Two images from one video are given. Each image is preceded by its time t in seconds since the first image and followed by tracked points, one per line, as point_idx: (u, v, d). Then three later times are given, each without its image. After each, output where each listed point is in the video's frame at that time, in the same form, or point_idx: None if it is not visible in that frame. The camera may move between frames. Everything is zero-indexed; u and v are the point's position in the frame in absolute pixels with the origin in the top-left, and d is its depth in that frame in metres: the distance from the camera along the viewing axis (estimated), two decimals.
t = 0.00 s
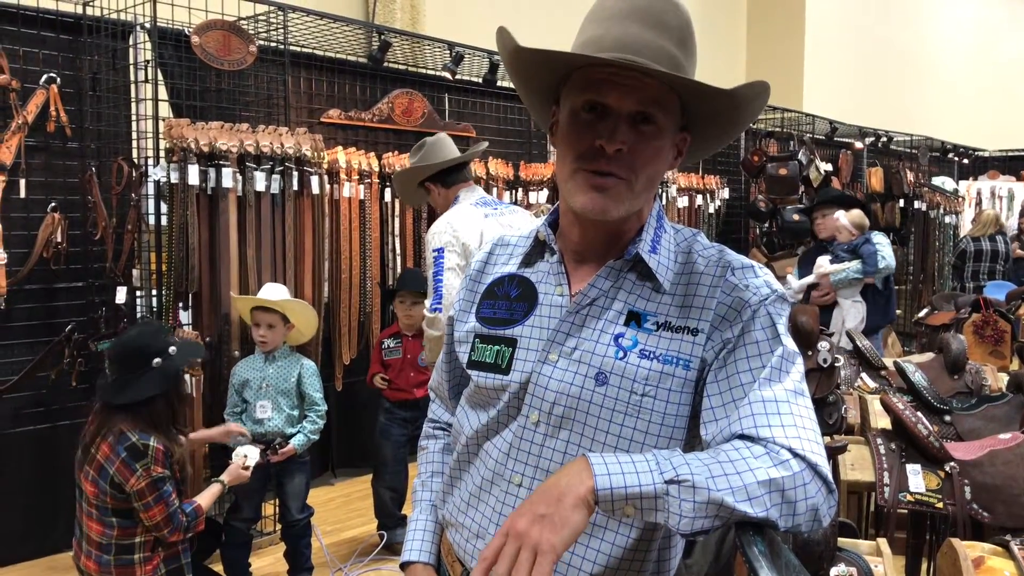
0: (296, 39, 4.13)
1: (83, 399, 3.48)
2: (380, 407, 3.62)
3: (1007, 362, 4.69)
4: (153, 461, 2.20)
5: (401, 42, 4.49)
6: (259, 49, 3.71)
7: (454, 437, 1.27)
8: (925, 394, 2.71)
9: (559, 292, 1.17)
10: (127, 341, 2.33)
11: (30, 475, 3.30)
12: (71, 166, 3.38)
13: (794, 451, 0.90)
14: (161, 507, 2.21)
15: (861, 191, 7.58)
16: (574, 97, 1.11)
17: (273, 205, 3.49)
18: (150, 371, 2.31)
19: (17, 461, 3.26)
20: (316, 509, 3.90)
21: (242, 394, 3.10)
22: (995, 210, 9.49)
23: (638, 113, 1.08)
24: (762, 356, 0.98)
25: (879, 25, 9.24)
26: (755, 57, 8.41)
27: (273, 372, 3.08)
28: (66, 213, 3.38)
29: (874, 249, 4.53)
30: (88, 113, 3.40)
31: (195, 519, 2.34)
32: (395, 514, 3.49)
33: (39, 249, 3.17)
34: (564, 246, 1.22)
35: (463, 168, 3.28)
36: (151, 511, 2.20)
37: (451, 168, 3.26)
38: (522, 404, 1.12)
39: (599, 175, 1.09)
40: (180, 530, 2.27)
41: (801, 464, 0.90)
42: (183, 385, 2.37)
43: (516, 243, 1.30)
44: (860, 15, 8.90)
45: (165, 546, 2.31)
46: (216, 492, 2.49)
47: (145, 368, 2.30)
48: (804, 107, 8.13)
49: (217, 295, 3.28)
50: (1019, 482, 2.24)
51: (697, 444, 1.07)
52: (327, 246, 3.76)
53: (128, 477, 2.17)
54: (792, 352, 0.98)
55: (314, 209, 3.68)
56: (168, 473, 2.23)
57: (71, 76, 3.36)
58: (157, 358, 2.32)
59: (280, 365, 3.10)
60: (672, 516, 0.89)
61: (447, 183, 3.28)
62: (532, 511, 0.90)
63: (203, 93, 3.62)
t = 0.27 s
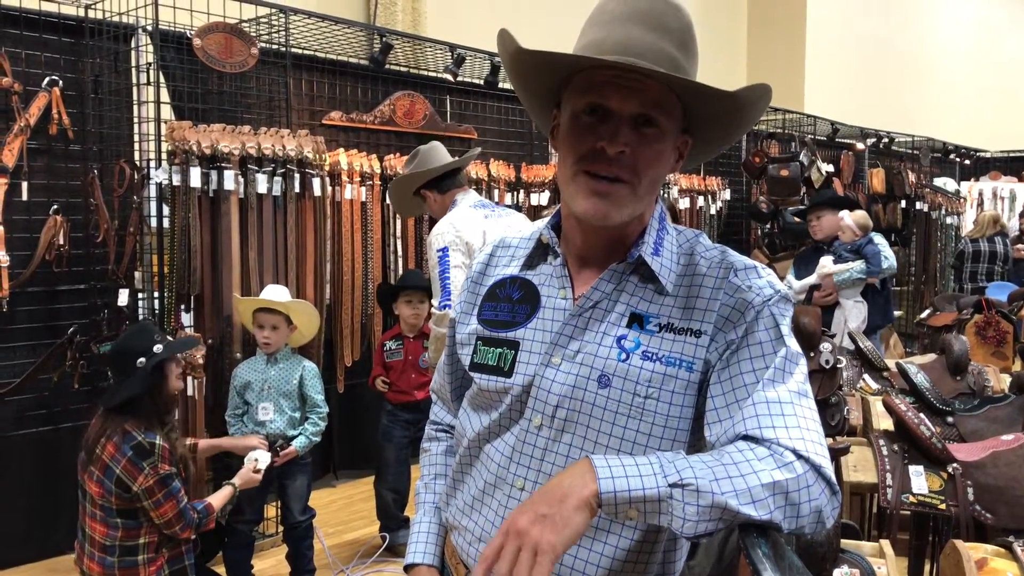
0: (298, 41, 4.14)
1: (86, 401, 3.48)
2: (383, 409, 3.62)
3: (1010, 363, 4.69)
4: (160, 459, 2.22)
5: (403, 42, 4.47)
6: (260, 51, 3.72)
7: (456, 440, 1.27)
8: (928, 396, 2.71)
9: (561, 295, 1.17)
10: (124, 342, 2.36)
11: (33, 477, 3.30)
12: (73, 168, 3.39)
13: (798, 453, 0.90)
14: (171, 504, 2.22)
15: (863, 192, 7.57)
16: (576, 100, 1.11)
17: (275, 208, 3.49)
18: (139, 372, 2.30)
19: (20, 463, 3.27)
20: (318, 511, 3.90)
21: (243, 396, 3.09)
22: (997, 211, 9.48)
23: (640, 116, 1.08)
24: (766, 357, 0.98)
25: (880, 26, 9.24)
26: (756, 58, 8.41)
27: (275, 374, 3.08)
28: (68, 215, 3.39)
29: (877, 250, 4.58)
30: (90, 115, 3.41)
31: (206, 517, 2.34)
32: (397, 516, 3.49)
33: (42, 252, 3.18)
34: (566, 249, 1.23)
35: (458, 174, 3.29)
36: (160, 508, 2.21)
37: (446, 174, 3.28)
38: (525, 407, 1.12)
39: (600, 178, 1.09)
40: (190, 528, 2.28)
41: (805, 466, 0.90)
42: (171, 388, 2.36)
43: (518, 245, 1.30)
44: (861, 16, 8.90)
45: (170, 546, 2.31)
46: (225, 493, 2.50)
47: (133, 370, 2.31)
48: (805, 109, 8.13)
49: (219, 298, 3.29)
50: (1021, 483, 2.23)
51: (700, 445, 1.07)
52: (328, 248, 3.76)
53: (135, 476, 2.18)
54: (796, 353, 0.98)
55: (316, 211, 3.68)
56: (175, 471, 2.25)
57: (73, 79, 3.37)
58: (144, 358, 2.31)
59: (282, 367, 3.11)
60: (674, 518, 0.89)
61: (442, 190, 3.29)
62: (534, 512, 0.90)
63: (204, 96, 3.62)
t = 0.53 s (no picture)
0: (299, 41, 4.14)
1: (87, 402, 3.48)
2: (384, 410, 3.61)
3: (1012, 364, 4.68)
4: (163, 459, 2.22)
5: (404, 43, 4.45)
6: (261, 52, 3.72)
7: (457, 441, 1.27)
8: (931, 397, 2.71)
9: (562, 296, 1.16)
10: (127, 342, 2.35)
11: (34, 478, 3.30)
12: (75, 169, 3.39)
13: (801, 453, 0.90)
14: (172, 504, 2.22)
15: (864, 192, 7.56)
16: (576, 100, 1.11)
17: (277, 209, 3.49)
18: (140, 372, 2.30)
19: (21, 464, 3.27)
20: (320, 512, 3.90)
21: (243, 397, 3.09)
22: (999, 211, 9.47)
23: (639, 117, 1.07)
24: (767, 356, 0.98)
25: (881, 26, 9.23)
26: (758, 59, 8.41)
27: (276, 374, 3.08)
28: (70, 216, 3.39)
29: (867, 250, 4.56)
30: (92, 116, 3.41)
31: (207, 518, 2.34)
32: (398, 517, 3.49)
33: (44, 253, 3.18)
34: (567, 249, 1.23)
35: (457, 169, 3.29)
36: (162, 508, 2.21)
37: (447, 169, 3.28)
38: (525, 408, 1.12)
39: (600, 178, 1.09)
40: (192, 528, 2.28)
41: (810, 465, 0.90)
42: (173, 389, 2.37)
43: (518, 246, 1.30)
44: (862, 17, 8.90)
45: (171, 546, 2.30)
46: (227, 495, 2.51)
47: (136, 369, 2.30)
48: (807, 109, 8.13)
49: (221, 299, 3.29)
50: None
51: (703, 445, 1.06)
52: (330, 249, 3.76)
53: (138, 476, 2.18)
54: (798, 352, 0.98)
55: (317, 212, 3.68)
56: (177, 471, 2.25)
57: (75, 80, 3.37)
58: (147, 357, 2.31)
59: (283, 368, 3.11)
60: (674, 509, 0.88)
61: (442, 185, 3.29)
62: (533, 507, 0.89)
63: (206, 97, 3.63)
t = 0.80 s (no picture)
0: (299, 42, 4.14)
1: (88, 403, 3.47)
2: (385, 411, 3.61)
3: (1013, 364, 4.67)
4: (163, 459, 2.21)
5: (404, 44, 4.44)
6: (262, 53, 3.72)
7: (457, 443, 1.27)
8: (931, 397, 2.70)
9: (561, 297, 1.16)
10: (130, 342, 2.35)
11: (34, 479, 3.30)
12: (76, 170, 3.39)
13: (802, 456, 0.90)
14: (172, 504, 2.22)
15: (864, 193, 7.56)
16: (575, 102, 1.11)
17: (277, 210, 3.49)
18: (142, 372, 2.29)
19: (22, 465, 3.27)
20: (320, 513, 3.89)
21: (244, 398, 3.08)
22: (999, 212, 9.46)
23: (639, 118, 1.07)
24: (768, 358, 0.98)
25: (882, 27, 9.23)
26: (758, 60, 8.41)
27: (277, 375, 3.08)
28: (71, 217, 3.39)
29: (855, 252, 4.51)
30: (92, 117, 3.41)
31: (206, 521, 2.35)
32: (398, 518, 3.49)
33: (44, 254, 3.18)
34: (566, 250, 1.23)
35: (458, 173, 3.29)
36: (162, 508, 2.21)
37: (445, 173, 3.28)
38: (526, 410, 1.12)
39: (601, 180, 1.09)
40: (191, 528, 2.28)
41: (810, 467, 0.90)
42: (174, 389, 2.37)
43: (517, 247, 1.30)
44: (863, 17, 8.89)
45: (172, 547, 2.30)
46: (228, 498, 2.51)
47: (139, 369, 2.29)
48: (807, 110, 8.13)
49: (222, 300, 3.30)
50: None
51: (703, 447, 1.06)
52: (330, 250, 3.76)
53: (138, 476, 2.18)
54: (798, 354, 0.98)
55: (318, 213, 3.68)
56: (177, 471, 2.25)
57: (76, 81, 3.37)
58: (149, 358, 2.30)
59: (283, 368, 3.10)
60: (676, 513, 0.88)
61: (443, 188, 3.29)
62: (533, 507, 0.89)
63: (206, 98, 3.63)
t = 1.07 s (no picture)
0: (300, 43, 4.14)
1: (88, 404, 3.47)
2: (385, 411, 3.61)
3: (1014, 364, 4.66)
4: (171, 461, 2.22)
5: (404, 44, 4.44)
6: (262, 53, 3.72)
7: (457, 444, 1.26)
8: (932, 397, 2.70)
9: (561, 297, 1.16)
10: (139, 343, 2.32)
11: (34, 479, 3.31)
12: (76, 171, 3.38)
13: (801, 456, 0.90)
14: (180, 506, 2.23)
15: (865, 193, 7.56)
16: (576, 102, 1.10)
17: (277, 210, 3.49)
18: (152, 373, 2.28)
19: (22, 465, 3.27)
20: (320, 513, 3.89)
21: (244, 399, 3.06)
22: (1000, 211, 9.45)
23: (640, 117, 1.07)
24: (768, 359, 0.97)
25: (883, 27, 9.23)
26: (759, 60, 8.40)
27: (278, 374, 3.08)
28: (70, 218, 3.38)
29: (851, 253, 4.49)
30: (92, 117, 3.41)
31: (215, 521, 2.37)
32: (397, 518, 3.48)
33: (44, 254, 3.19)
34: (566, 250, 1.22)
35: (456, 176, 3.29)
36: (170, 509, 2.22)
37: (441, 176, 3.28)
38: (526, 412, 1.11)
39: (602, 179, 1.09)
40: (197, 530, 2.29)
41: (810, 469, 0.89)
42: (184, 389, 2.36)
43: (516, 246, 1.29)
44: (863, 17, 8.89)
45: (173, 547, 2.30)
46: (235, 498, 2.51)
47: (148, 372, 2.27)
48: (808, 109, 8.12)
49: (222, 300, 3.30)
50: None
51: (701, 449, 1.06)
52: (331, 250, 3.76)
53: (146, 476, 2.18)
54: (798, 354, 0.97)
55: (318, 213, 3.68)
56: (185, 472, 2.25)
57: (76, 81, 3.37)
58: (159, 360, 2.28)
59: (283, 368, 3.10)
60: (679, 523, 0.88)
61: (441, 190, 3.29)
62: (541, 524, 0.89)
63: (206, 98, 3.63)
